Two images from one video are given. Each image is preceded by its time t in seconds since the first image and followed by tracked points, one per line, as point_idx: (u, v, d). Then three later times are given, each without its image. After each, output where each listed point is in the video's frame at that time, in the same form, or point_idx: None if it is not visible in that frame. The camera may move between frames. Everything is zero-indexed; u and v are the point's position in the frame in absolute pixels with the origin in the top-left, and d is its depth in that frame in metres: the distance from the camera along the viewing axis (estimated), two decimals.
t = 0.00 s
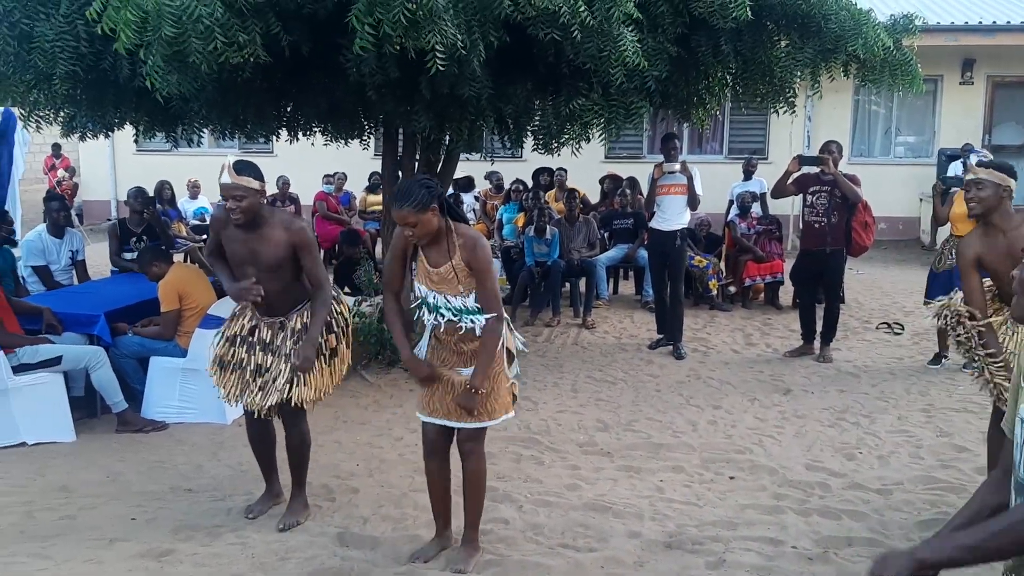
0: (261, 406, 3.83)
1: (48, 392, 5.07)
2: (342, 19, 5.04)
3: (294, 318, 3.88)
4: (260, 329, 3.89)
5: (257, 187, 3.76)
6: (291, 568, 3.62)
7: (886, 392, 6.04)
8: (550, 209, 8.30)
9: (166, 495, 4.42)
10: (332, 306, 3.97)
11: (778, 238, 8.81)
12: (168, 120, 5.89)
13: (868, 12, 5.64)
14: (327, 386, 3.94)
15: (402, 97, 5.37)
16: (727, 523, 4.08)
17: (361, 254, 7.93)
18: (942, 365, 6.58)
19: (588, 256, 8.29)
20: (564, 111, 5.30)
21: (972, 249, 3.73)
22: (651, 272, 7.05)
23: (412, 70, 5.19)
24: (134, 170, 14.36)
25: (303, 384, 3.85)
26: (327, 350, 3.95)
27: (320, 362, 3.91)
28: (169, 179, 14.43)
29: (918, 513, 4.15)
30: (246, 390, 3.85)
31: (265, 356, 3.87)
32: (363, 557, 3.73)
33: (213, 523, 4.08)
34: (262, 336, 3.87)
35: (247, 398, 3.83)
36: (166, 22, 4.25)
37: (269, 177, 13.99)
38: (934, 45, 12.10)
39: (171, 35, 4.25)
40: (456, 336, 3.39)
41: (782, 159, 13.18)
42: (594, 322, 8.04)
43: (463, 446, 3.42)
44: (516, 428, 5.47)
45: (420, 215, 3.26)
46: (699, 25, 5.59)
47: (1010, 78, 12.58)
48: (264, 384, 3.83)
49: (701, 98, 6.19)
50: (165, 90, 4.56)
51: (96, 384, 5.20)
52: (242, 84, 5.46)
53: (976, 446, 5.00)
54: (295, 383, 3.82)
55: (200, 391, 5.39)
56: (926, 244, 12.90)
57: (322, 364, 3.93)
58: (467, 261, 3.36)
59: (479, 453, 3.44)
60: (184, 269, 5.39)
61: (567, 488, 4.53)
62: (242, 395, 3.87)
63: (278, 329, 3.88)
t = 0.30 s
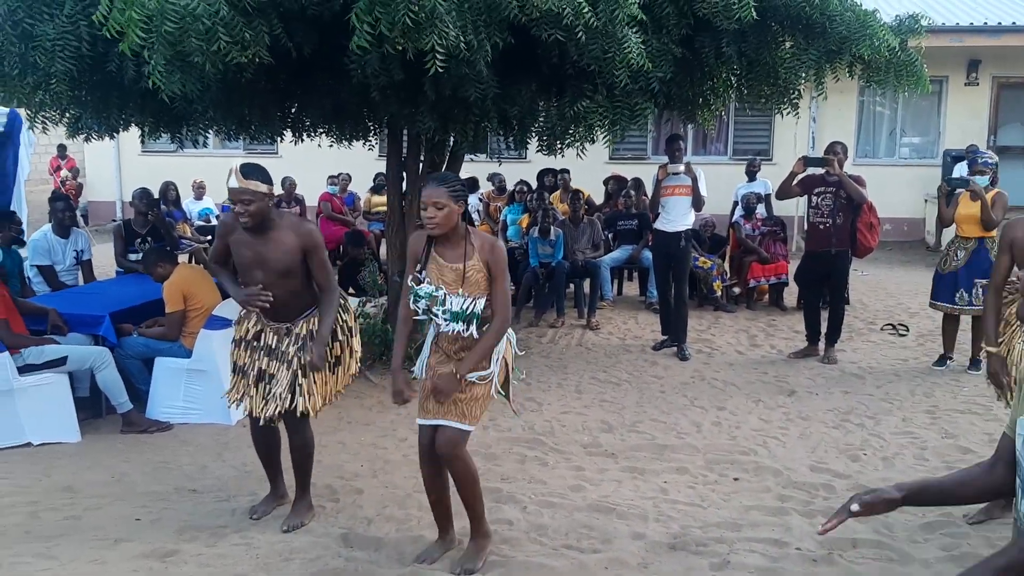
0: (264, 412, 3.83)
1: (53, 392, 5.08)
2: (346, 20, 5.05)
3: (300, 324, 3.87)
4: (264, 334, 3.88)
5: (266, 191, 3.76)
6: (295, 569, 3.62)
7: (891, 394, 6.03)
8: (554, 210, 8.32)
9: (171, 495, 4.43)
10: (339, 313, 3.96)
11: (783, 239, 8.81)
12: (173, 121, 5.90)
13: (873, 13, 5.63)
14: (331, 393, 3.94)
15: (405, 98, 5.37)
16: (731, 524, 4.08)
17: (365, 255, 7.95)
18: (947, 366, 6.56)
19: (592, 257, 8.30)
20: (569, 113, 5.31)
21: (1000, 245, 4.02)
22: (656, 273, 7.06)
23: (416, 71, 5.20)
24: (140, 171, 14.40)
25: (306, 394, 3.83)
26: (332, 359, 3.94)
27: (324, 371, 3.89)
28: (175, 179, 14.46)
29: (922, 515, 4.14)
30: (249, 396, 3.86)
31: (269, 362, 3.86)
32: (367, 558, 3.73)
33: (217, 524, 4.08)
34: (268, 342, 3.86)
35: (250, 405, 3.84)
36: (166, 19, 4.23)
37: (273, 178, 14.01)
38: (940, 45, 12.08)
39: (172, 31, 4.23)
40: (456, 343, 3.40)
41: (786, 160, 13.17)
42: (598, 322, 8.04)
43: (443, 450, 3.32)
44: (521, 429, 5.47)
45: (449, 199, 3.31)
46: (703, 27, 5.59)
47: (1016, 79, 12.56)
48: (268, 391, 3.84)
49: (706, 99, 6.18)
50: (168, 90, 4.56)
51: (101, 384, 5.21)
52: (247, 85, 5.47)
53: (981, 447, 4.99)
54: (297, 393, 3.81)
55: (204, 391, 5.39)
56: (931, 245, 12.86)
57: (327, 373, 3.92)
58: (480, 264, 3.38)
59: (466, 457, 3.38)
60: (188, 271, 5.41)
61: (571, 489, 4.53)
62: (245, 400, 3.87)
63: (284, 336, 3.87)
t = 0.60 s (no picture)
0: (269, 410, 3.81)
1: (56, 392, 5.09)
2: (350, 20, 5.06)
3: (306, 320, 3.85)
4: (270, 332, 3.86)
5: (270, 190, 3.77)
6: (298, 568, 3.62)
7: (894, 394, 6.02)
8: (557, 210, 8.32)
9: (174, 495, 4.43)
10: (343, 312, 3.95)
11: (786, 238, 8.80)
12: (176, 121, 5.90)
13: (877, 12, 5.62)
14: (337, 393, 3.93)
15: (408, 97, 5.37)
16: (734, 525, 4.07)
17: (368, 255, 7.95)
18: (951, 366, 6.55)
19: (595, 257, 8.31)
20: (572, 113, 5.31)
21: (1019, 215, 3.24)
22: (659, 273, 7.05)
23: (419, 71, 5.20)
24: (143, 171, 14.41)
25: (315, 394, 3.84)
26: (338, 356, 3.93)
27: (330, 371, 3.88)
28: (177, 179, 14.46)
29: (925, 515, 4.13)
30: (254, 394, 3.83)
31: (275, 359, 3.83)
32: (369, 558, 3.73)
33: (220, 523, 4.08)
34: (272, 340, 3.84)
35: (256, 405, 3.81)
36: (167, 18, 4.22)
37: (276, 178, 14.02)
38: (943, 45, 12.06)
39: (173, 30, 4.23)
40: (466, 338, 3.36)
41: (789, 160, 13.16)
42: (601, 322, 8.03)
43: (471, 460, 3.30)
44: (523, 429, 5.46)
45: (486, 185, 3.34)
46: (705, 25, 5.58)
47: (1019, 79, 12.54)
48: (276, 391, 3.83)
49: (709, 98, 6.17)
50: (171, 89, 4.55)
51: (104, 384, 5.22)
52: (250, 84, 5.47)
53: (985, 447, 4.98)
54: (307, 393, 3.81)
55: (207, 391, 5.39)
56: (935, 245, 12.85)
57: (333, 370, 3.91)
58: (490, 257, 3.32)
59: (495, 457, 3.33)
60: (190, 270, 5.39)
61: (574, 489, 4.52)
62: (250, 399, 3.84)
63: (289, 333, 3.86)
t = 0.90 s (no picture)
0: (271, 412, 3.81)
1: (61, 393, 5.10)
2: (353, 20, 5.06)
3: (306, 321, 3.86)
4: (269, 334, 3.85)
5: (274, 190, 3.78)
6: (302, 568, 3.63)
7: (898, 394, 6.01)
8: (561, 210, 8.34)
9: (178, 495, 4.44)
10: (340, 312, 3.98)
11: (790, 239, 8.80)
12: (180, 122, 5.92)
13: (881, 12, 5.62)
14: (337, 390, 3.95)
15: (412, 98, 5.38)
16: (738, 525, 4.07)
17: (372, 255, 7.96)
18: (955, 366, 6.54)
19: (598, 257, 8.32)
20: (575, 113, 5.31)
21: None
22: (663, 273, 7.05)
23: (422, 71, 5.20)
24: (146, 170, 14.43)
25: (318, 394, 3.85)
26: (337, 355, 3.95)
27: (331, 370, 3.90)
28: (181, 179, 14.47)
29: (929, 515, 4.13)
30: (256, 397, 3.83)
31: (276, 361, 3.83)
32: (373, 558, 3.73)
33: (224, 523, 4.09)
34: (272, 341, 3.84)
35: (259, 406, 3.80)
36: (168, 21, 4.24)
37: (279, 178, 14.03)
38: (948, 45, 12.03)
39: (174, 35, 4.25)
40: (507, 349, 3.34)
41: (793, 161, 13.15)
42: (604, 323, 8.02)
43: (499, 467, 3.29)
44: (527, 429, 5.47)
45: (502, 203, 3.25)
46: (709, 25, 5.58)
47: None
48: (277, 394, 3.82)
49: (712, 98, 6.16)
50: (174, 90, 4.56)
51: (109, 384, 5.23)
52: (253, 85, 5.48)
53: (989, 448, 4.98)
54: (310, 393, 3.81)
55: (211, 391, 5.41)
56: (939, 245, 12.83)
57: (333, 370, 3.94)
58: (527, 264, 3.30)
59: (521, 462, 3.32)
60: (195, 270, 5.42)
61: (578, 490, 4.52)
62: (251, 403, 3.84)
63: (288, 334, 3.86)
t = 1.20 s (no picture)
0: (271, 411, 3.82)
1: (66, 393, 5.11)
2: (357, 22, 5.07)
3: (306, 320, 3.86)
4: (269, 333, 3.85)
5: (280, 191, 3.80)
6: (306, 569, 3.63)
7: (903, 395, 6.00)
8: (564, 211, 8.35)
9: (183, 495, 4.44)
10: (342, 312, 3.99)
11: (794, 240, 8.79)
12: (185, 123, 5.94)
13: (884, 13, 5.62)
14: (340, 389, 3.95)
15: (416, 99, 5.41)
16: (741, 526, 4.07)
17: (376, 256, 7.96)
18: (959, 367, 6.53)
19: (602, 258, 8.32)
20: (578, 114, 5.30)
21: None
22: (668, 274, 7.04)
23: (426, 73, 5.21)
24: (150, 172, 14.44)
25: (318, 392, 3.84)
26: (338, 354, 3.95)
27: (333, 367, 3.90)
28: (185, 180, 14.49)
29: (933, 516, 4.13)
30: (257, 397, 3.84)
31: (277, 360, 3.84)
32: (378, 559, 3.74)
33: (229, 524, 4.10)
34: (271, 340, 3.83)
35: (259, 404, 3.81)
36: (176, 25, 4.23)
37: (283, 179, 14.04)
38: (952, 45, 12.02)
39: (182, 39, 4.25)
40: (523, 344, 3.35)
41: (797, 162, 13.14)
42: (608, 324, 8.02)
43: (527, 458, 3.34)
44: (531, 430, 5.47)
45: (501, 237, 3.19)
46: (713, 26, 5.59)
47: None
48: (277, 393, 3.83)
49: (716, 99, 6.16)
50: (178, 93, 4.57)
51: (113, 385, 5.24)
52: (257, 87, 5.50)
53: (993, 449, 4.97)
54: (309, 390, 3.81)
55: (216, 392, 5.42)
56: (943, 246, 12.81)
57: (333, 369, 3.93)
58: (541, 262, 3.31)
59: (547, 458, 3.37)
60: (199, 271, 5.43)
61: (582, 490, 4.52)
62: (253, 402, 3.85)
63: (288, 333, 3.85)
